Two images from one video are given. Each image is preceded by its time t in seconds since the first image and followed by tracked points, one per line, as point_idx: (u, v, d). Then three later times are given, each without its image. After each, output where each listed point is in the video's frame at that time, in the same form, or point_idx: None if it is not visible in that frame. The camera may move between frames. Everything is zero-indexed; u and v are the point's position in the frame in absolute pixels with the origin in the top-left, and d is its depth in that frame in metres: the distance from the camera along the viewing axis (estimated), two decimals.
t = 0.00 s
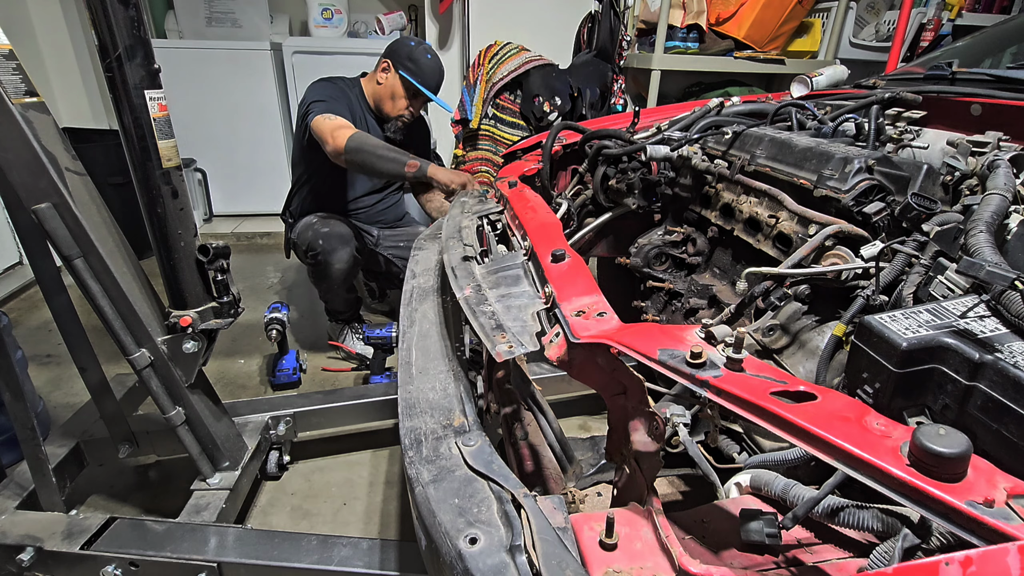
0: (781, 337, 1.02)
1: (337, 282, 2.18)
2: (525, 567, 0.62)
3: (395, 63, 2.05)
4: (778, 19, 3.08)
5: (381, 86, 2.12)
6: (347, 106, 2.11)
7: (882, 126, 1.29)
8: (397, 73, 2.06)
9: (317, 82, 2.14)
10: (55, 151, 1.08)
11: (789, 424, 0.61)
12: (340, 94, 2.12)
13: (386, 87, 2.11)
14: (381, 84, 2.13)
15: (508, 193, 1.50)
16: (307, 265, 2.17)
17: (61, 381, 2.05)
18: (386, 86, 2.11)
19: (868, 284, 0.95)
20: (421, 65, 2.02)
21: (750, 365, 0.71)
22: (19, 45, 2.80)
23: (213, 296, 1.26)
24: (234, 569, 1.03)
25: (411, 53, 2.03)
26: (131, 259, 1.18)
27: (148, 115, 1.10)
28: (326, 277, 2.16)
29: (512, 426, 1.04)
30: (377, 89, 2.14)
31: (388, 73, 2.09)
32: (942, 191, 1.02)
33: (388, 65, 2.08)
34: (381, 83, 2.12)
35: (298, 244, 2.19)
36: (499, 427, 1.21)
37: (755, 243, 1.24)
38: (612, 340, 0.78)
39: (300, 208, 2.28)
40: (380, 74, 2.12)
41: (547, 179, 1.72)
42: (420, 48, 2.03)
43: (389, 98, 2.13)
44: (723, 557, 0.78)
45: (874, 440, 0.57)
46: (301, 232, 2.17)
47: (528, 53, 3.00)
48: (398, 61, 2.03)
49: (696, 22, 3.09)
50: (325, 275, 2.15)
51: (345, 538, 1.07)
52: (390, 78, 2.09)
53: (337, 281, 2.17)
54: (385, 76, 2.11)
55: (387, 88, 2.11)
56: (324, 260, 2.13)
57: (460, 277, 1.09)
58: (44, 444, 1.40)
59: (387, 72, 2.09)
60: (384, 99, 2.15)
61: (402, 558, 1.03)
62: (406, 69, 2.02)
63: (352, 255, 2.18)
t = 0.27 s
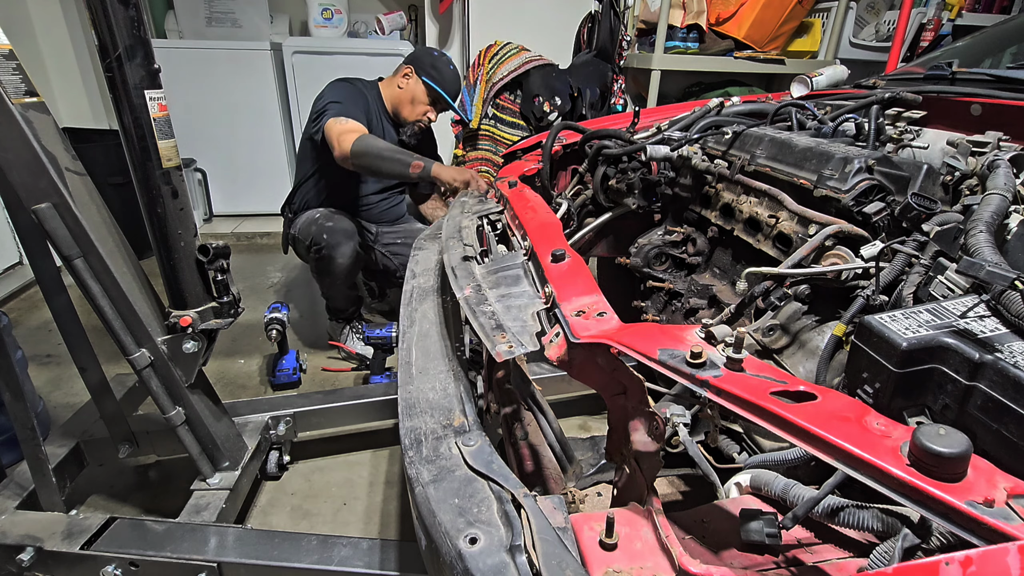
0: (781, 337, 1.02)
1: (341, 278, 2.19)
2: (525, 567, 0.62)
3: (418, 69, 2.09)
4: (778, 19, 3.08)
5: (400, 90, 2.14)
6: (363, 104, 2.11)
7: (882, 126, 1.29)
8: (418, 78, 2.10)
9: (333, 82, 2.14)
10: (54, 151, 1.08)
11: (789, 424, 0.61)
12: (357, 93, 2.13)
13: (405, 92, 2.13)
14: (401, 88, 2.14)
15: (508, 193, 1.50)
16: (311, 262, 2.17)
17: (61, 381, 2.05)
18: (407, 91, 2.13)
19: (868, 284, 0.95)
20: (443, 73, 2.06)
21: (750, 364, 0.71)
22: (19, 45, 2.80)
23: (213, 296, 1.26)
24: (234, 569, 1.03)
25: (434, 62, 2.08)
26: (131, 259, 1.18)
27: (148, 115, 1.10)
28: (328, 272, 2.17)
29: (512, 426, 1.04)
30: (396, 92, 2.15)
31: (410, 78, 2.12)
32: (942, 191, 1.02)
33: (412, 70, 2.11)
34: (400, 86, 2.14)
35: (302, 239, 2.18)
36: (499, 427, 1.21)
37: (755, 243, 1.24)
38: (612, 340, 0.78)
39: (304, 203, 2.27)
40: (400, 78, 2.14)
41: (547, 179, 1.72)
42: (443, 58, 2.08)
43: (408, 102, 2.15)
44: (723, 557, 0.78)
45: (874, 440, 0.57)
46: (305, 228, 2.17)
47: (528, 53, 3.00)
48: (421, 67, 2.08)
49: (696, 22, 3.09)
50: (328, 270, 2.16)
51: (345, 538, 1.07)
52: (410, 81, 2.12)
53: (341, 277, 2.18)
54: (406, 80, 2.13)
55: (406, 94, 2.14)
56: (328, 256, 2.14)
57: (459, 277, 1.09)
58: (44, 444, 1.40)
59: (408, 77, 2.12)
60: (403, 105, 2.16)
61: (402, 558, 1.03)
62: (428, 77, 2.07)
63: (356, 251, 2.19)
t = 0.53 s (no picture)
0: (781, 337, 1.02)
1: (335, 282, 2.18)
2: (525, 567, 0.62)
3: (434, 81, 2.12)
4: (778, 19, 3.08)
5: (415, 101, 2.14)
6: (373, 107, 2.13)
7: (882, 126, 1.29)
8: (434, 90, 2.12)
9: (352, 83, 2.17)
10: (55, 151, 1.08)
11: (789, 424, 0.61)
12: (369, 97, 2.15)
13: (418, 104, 2.15)
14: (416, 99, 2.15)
15: (508, 193, 1.50)
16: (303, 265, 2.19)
17: (61, 381, 2.05)
18: (422, 102, 2.13)
19: (868, 284, 0.95)
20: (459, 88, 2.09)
21: (750, 365, 0.71)
22: (19, 45, 2.80)
23: (213, 297, 1.26)
24: (234, 569, 1.03)
25: (453, 78, 2.11)
26: (131, 259, 1.18)
27: (148, 115, 1.10)
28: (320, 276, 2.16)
29: (512, 426, 1.04)
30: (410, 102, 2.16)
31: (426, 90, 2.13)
32: (942, 191, 1.02)
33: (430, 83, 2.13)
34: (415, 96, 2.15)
35: (293, 242, 2.20)
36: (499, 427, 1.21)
37: (755, 243, 1.24)
38: (612, 340, 0.78)
39: (301, 202, 2.29)
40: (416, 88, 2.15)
41: (547, 179, 1.72)
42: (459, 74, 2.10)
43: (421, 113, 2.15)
44: (723, 557, 0.78)
45: (874, 440, 0.57)
46: (296, 230, 2.19)
47: (528, 53, 3.00)
48: (439, 81, 2.10)
49: (696, 22, 3.09)
50: (320, 275, 2.16)
51: (345, 538, 1.07)
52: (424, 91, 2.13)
53: (335, 280, 2.17)
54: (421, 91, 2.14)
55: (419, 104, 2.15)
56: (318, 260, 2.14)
57: (460, 277, 1.09)
58: (44, 444, 1.40)
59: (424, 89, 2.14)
60: (416, 116, 2.17)
61: (402, 558, 1.03)
62: (445, 90, 2.09)
63: (347, 255, 2.18)
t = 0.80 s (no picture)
0: (781, 337, 1.02)
1: (342, 284, 2.18)
2: (525, 567, 0.62)
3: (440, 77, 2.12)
4: (778, 19, 3.08)
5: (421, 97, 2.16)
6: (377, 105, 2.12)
7: (882, 126, 1.29)
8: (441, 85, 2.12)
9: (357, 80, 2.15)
10: (54, 151, 1.08)
11: (788, 424, 0.61)
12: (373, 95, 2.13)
13: (425, 99, 2.16)
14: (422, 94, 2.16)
15: (508, 193, 1.50)
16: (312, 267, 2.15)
17: (61, 381, 2.05)
18: (427, 97, 2.15)
19: (868, 284, 0.95)
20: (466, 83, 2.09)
21: (750, 364, 0.71)
22: (19, 45, 2.80)
23: (213, 296, 1.26)
24: (234, 569, 1.03)
25: (458, 73, 2.11)
26: (131, 259, 1.18)
27: (148, 115, 1.10)
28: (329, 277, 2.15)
29: (512, 426, 1.04)
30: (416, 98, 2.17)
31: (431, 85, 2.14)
32: (942, 191, 1.02)
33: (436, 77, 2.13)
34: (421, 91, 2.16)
35: (303, 243, 2.16)
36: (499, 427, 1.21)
37: (755, 243, 1.24)
38: (612, 339, 0.78)
39: (308, 201, 2.26)
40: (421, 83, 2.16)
41: (547, 179, 1.72)
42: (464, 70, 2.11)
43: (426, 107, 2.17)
44: (723, 557, 0.78)
45: (874, 439, 0.57)
46: (307, 232, 2.15)
47: (528, 53, 3.00)
48: (445, 76, 2.11)
49: (696, 22, 3.09)
50: (330, 276, 2.14)
51: (345, 539, 1.07)
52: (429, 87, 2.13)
53: (343, 282, 2.16)
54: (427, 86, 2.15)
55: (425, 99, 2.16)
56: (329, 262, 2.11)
57: (460, 277, 1.09)
58: (44, 444, 1.40)
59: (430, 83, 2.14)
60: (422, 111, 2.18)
61: (402, 558, 1.03)
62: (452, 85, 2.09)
63: (359, 257, 2.15)
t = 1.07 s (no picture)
0: (781, 337, 1.02)
1: (345, 287, 2.17)
2: (525, 568, 0.62)
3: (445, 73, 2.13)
4: (778, 19, 3.08)
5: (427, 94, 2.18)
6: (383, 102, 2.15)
7: (882, 126, 1.29)
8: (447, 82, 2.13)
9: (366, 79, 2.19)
10: (54, 151, 1.08)
11: (788, 424, 0.61)
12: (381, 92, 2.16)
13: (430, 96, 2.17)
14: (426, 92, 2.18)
15: (508, 193, 1.50)
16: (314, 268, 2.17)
17: (61, 381, 2.05)
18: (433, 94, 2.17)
19: (868, 284, 0.95)
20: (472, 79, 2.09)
21: (750, 365, 0.71)
22: (18, 45, 2.80)
23: (213, 296, 1.26)
24: (234, 569, 1.03)
25: (464, 69, 2.12)
26: (132, 259, 1.18)
27: (148, 115, 1.10)
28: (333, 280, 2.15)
29: (512, 426, 1.04)
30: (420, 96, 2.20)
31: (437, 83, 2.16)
32: (942, 191, 1.02)
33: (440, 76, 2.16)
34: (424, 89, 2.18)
35: (308, 244, 2.18)
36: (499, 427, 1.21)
37: (755, 243, 1.25)
38: (612, 339, 0.78)
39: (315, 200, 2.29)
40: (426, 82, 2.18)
41: (547, 179, 1.72)
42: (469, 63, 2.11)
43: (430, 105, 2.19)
44: (723, 557, 0.78)
45: (873, 439, 0.58)
46: (311, 232, 2.17)
47: (528, 53, 3.00)
48: (450, 72, 2.11)
49: (696, 22, 3.09)
50: (332, 279, 2.14)
51: (345, 538, 1.07)
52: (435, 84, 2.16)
53: (345, 285, 2.16)
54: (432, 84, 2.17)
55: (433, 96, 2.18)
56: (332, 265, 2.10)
57: (459, 277, 1.10)
58: (44, 444, 1.40)
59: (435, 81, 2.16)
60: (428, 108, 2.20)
61: (402, 558, 1.03)
62: (456, 81, 2.10)
63: (362, 263, 2.14)
